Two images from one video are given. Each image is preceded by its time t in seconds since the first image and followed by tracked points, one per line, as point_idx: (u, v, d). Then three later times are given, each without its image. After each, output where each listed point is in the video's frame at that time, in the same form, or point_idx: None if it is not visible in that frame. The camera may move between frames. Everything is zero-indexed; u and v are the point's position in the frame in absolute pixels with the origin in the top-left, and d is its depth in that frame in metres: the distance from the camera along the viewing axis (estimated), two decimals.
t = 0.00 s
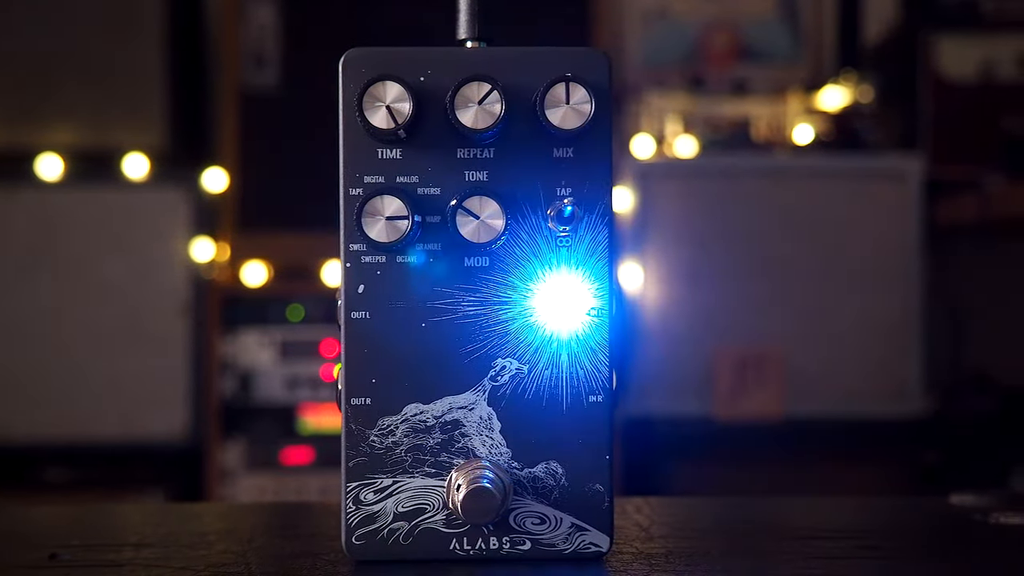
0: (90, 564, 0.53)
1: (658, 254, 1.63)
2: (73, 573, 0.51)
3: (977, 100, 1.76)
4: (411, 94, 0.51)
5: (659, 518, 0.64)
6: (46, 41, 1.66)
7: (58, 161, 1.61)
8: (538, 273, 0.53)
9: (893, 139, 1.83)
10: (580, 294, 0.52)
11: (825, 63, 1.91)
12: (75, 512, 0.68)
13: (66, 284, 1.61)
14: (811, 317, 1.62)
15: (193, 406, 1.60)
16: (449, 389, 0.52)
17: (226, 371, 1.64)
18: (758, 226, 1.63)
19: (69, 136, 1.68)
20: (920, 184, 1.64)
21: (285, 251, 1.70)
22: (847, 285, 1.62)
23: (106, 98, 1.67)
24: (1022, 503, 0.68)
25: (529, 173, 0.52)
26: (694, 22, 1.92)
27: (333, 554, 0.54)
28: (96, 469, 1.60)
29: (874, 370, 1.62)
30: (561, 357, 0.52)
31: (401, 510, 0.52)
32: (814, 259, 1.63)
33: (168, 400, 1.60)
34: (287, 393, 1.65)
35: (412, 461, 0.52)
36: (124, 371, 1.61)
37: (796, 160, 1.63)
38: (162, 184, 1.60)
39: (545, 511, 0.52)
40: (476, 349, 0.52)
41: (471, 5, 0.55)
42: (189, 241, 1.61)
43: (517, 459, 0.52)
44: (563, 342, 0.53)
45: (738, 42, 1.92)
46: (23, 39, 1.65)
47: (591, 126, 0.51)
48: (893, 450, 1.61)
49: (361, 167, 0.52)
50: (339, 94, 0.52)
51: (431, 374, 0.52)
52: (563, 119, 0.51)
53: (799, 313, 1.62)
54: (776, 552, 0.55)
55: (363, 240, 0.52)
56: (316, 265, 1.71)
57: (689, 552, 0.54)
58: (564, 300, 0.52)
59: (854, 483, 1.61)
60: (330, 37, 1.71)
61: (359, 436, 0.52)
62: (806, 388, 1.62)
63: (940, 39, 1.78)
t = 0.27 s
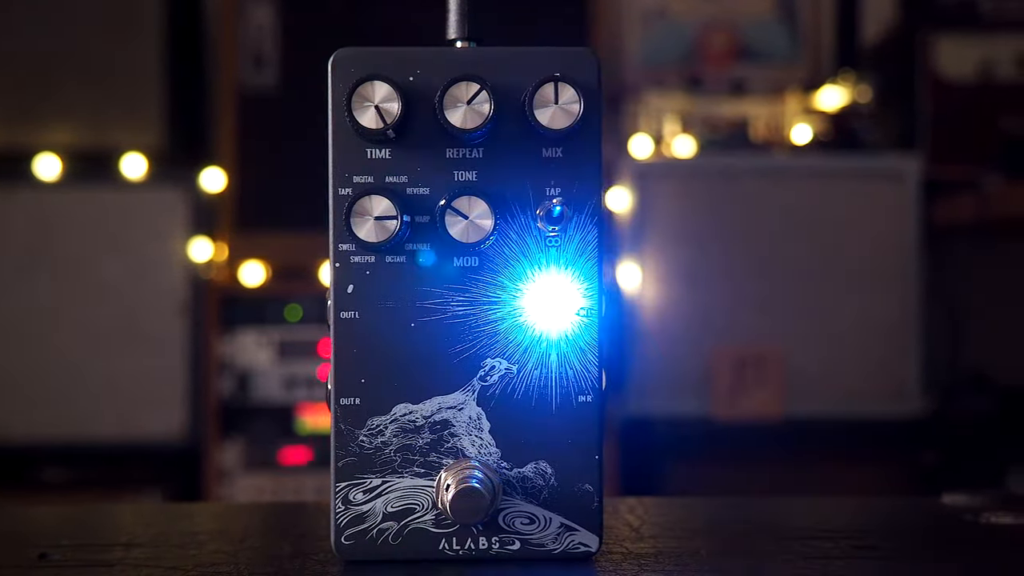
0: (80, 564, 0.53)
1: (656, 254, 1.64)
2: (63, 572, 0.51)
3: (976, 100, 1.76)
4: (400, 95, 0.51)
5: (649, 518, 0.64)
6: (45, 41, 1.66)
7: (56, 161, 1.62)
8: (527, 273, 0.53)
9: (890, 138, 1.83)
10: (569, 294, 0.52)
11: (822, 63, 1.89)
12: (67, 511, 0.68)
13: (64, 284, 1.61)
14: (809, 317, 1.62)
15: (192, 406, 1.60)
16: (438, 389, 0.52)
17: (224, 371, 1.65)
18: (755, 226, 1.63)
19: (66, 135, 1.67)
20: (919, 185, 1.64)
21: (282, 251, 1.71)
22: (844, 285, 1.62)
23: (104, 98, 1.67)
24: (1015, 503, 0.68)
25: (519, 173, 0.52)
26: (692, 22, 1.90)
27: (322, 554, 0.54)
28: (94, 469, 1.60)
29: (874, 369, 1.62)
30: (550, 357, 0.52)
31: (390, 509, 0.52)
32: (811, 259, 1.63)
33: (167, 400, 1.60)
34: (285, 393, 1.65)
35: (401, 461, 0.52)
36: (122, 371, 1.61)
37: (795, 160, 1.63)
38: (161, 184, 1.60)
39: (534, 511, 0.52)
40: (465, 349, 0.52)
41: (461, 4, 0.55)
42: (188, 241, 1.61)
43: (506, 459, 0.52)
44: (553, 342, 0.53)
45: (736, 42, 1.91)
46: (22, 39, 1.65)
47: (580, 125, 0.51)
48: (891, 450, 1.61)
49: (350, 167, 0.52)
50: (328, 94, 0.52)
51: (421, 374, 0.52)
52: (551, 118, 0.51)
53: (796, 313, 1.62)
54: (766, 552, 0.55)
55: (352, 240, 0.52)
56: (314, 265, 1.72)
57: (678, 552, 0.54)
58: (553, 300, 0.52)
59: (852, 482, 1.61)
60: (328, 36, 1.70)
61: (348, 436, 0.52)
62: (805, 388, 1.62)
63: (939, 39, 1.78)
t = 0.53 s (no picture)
0: (69, 564, 0.53)
1: (653, 253, 1.64)
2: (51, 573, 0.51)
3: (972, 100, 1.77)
4: (389, 94, 0.51)
5: (640, 518, 0.64)
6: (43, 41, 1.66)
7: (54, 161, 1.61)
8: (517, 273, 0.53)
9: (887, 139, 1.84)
10: (559, 294, 0.52)
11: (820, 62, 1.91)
12: (58, 511, 0.68)
13: (61, 284, 1.61)
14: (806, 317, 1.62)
15: (190, 407, 1.60)
16: (428, 388, 0.52)
17: (222, 371, 1.64)
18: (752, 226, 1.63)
19: (62, 135, 1.67)
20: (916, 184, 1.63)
21: (279, 251, 1.71)
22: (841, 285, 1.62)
23: (100, 98, 1.67)
24: (1005, 503, 0.68)
25: (508, 173, 0.52)
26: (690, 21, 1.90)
27: (312, 554, 0.54)
28: (90, 469, 1.60)
29: (870, 369, 1.62)
30: (540, 358, 0.52)
31: (380, 510, 0.52)
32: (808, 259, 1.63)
33: (164, 401, 1.60)
34: (282, 393, 1.65)
35: (391, 461, 0.52)
36: (119, 372, 1.61)
37: (793, 159, 1.62)
38: (160, 186, 1.61)
39: (524, 511, 0.52)
40: (455, 349, 0.52)
41: (452, 5, 0.55)
42: (186, 241, 1.61)
43: (496, 459, 0.52)
44: (543, 343, 0.52)
45: (734, 41, 1.91)
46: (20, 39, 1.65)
47: (570, 125, 0.51)
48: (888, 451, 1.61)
49: (340, 167, 0.52)
50: (318, 94, 0.52)
51: (411, 374, 0.52)
52: (541, 118, 0.51)
53: (793, 313, 1.62)
54: (756, 552, 0.55)
55: (342, 240, 0.52)
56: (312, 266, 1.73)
57: (669, 552, 0.54)
58: (543, 300, 0.52)
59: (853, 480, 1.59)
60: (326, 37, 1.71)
61: (338, 436, 0.52)
62: (802, 388, 1.62)
63: (936, 39, 1.75)
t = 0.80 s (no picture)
0: (60, 565, 0.53)
1: (652, 253, 1.64)
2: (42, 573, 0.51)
3: (971, 100, 1.77)
4: (379, 94, 0.51)
5: (633, 518, 0.64)
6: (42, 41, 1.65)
7: (52, 161, 1.62)
8: (508, 273, 0.53)
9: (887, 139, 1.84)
10: (550, 293, 0.52)
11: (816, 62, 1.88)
12: (49, 511, 0.68)
13: (59, 284, 1.61)
14: (804, 317, 1.62)
15: (187, 407, 1.61)
16: (419, 388, 0.52)
17: (221, 371, 1.63)
18: (749, 226, 1.63)
19: (62, 134, 1.66)
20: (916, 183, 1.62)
21: (278, 250, 1.70)
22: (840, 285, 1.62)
23: (100, 97, 1.66)
24: (1000, 503, 0.68)
25: (500, 173, 0.52)
26: (689, 21, 1.89)
27: (303, 554, 0.54)
28: (88, 469, 1.60)
29: (870, 369, 1.62)
30: (531, 358, 0.52)
31: (371, 509, 0.52)
32: (806, 259, 1.63)
33: (162, 401, 1.61)
34: (282, 393, 1.64)
35: (382, 461, 0.52)
36: (116, 372, 1.62)
37: (793, 159, 1.62)
38: (156, 187, 1.62)
39: (515, 511, 0.52)
40: (446, 349, 0.52)
41: (443, 3, 0.55)
42: (184, 241, 1.62)
43: (487, 459, 0.52)
44: (534, 343, 0.52)
45: (734, 41, 1.90)
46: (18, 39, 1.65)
47: (560, 126, 0.51)
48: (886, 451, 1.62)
49: (331, 167, 0.52)
50: (309, 94, 0.52)
51: (402, 375, 0.52)
52: (531, 118, 0.51)
53: (792, 313, 1.63)
54: (749, 552, 0.54)
55: (333, 240, 0.52)
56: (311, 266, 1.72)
57: (661, 552, 0.54)
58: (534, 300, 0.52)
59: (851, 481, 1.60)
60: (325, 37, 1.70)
61: (329, 436, 0.52)
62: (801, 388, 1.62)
63: (936, 40, 1.76)
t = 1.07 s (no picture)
0: (51, 565, 0.53)
1: (651, 253, 1.64)
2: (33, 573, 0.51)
3: (970, 99, 1.76)
4: (369, 94, 0.51)
5: (624, 518, 0.64)
6: (40, 42, 1.66)
7: (51, 162, 1.60)
8: (498, 273, 0.53)
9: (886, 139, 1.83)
10: (540, 294, 0.52)
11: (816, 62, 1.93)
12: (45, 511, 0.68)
13: (57, 284, 1.61)
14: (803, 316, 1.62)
15: (187, 406, 1.60)
16: (410, 389, 0.52)
17: (219, 371, 1.65)
18: (748, 226, 1.63)
19: (60, 134, 1.68)
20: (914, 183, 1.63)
21: (277, 250, 1.71)
22: (838, 285, 1.62)
23: (99, 97, 1.67)
24: (993, 502, 0.68)
25: (490, 174, 0.52)
26: (688, 23, 1.94)
27: (293, 554, 0.54)
28: (87, 470, 1.60)
29: (869, 368, 1.61)
30: (521, 358, 0.52)
31: (361, 510, 0.52)
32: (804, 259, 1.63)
33: (161, 401, 1.60)
34: (280, 394, 1.64)
35: (372, 461, 0.52)
36: (115, 371, 1.61)
37: (791, 159, 1.62)
38: (157, 184, 1.61)
39: (506, 511, 0.52)
40: (436, 349, 0.52)
41: (434, 3, 0.55)
42: (183, 241, 1.62)
43: (477, 459, 0.52)
44: (524, 343, 0.53)
45: (733, 42, 1.94)
46: (17, 40, 1.65)
47: (550, 126, 0.51)
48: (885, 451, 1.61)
49: (321, 167, 0.52)
50: (300, 94, 0.52)
51: (393, 374, 0.52)
52: (520, 118, 0.51)
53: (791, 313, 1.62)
54: (740, 553, 0.54)
55: (323, 241, 0.52)
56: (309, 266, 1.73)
57: (650, 552, 0.54)
58: (524, 301, 0.52)
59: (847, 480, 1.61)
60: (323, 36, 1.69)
61: (319, 436, 0.52)
62: (799, 389, 1.62)
63: (935, 40, 1.76)
